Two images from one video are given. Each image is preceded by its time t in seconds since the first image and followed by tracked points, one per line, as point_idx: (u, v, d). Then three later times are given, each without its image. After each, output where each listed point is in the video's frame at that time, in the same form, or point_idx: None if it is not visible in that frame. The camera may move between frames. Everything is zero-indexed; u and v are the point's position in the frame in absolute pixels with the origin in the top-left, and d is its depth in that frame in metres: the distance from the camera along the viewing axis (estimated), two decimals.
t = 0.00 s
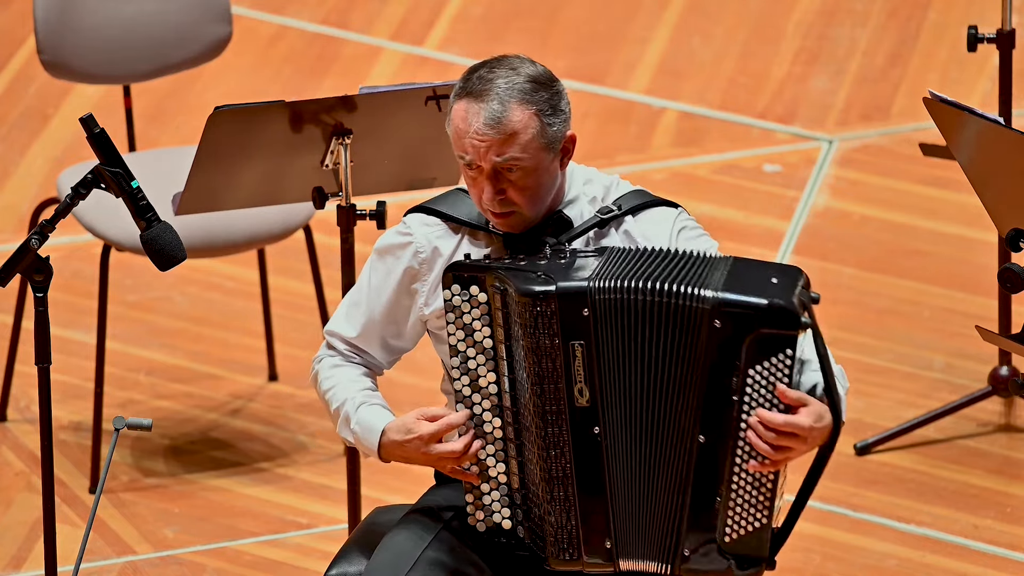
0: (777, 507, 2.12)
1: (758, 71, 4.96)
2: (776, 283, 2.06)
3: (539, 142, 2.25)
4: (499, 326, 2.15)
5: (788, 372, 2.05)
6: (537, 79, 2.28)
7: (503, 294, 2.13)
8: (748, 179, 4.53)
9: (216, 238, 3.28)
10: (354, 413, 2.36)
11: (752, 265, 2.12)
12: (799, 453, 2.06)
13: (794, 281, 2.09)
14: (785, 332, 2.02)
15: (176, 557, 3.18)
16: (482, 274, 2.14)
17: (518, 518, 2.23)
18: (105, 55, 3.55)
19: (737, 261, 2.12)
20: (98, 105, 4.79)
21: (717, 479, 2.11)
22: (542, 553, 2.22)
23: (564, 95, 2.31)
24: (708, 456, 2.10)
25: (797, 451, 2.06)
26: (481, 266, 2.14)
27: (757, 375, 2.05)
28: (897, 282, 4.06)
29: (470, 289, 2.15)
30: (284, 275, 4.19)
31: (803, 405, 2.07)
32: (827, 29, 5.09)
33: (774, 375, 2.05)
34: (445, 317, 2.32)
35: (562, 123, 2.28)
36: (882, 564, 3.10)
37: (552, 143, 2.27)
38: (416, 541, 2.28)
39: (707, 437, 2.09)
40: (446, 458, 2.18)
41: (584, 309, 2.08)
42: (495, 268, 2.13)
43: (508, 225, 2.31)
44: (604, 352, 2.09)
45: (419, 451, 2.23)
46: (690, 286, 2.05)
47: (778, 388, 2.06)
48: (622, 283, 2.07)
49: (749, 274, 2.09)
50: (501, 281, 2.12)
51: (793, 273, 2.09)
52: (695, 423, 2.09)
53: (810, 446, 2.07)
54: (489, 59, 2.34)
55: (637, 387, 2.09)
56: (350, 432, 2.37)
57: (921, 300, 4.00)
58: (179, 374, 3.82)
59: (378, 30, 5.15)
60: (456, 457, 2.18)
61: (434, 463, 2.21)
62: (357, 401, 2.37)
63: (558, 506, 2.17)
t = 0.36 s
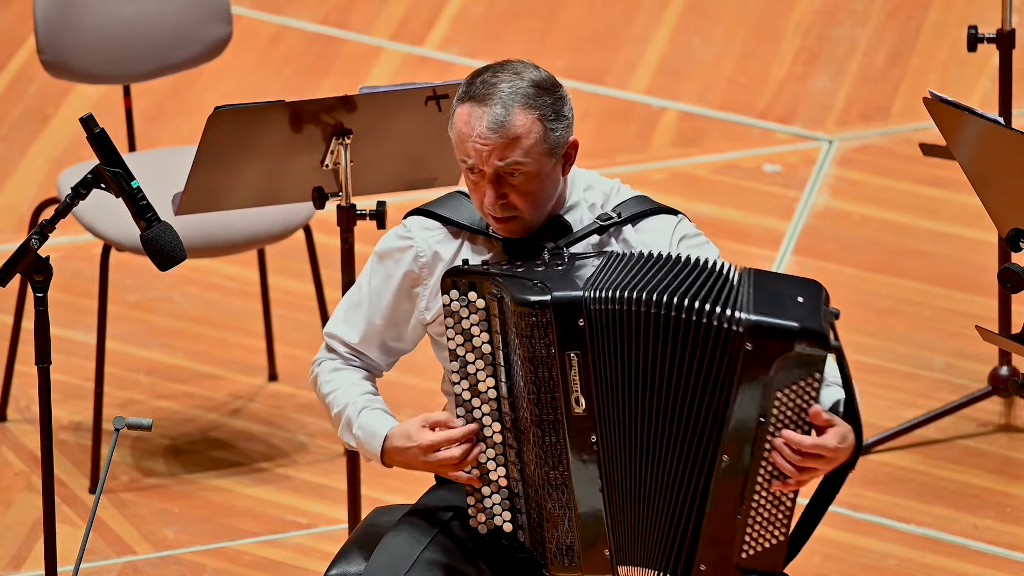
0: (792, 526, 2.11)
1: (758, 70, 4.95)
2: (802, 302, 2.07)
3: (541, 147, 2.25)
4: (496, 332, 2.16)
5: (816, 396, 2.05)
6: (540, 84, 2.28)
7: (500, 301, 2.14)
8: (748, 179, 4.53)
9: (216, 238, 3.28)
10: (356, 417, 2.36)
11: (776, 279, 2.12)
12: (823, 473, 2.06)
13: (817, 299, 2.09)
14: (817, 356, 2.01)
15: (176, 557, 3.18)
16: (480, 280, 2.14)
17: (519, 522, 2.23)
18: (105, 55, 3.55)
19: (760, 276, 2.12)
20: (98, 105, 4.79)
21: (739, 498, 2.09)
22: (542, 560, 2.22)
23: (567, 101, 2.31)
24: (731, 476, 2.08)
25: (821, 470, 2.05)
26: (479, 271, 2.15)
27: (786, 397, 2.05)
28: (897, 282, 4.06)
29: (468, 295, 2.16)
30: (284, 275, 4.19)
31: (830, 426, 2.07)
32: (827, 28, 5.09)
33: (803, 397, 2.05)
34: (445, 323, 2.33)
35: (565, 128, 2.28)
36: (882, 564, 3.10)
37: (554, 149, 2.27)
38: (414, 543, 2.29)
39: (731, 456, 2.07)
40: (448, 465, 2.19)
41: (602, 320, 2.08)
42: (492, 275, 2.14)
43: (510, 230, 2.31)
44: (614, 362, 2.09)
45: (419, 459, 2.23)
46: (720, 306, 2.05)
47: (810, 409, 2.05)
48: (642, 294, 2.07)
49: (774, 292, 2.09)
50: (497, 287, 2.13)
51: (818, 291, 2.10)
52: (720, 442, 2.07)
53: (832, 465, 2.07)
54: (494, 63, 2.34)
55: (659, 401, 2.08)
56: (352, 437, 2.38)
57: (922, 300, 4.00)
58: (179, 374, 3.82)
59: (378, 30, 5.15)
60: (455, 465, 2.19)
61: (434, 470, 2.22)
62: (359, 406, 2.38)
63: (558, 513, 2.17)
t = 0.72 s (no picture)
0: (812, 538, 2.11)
1: (758, 71, 4.95)
2: (832, 319, 2.05)
3: (536, 146, 2.26)
4: (491, 339, 2.16)
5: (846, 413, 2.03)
6: (535, 84, 2.30)
7: (494, 309, 2.14)
8: (748, 179, 4.53)
9: (217, 238, 3.28)
10: (354, 423, 2.37)
11: (801, 296, 2.11)
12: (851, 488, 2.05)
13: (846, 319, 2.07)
14: (855, 378, 1.99)
15: (176, 557, 3.18)
16: (473, 288, 2.15)
17: (520, 526, 2.24)
18: (105, 55, 3.55)
19: (787, 292, 2.11)
20: (98, 105, 4.79)
21: (764, 513, 2.07)
22: (543, 565, 2.22)
23: (562, 101, 2.32)
24: (758, 493, 2.06)
25: (849, 487, 2.04)
26: (473, 280, 2.15)
27: (819, 415, 2.02)
28: (897, 282, 4.06)
29: (462, 303, 2.16)
30: (284, 275, 4.19)
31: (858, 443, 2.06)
32: (827, 29, 5.08)
33: (834, 415, 2.03)
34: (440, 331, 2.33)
35: (560, 128, 2.29)
36: (882, 564, 3.10)
37: (549, 148, 2.27)
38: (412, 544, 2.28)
39: (759, 474, 2.05)
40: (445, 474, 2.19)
41: (622, 332, 2.07)
42: (486, 284, 2.14)
43: (504, 231, 2.31)
44: (625, 371, 2.09)
45: (419, 465, 2.23)
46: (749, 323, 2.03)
47: (843, 427, 2.04)
48: (661, 305, 2.06)
49: (802, 310, 2.08)
50: (491, 295, 2.13)
51: (846, 308, 2.09)
52: (750, 459, 2.05)
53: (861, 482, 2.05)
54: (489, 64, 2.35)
55: (685, 414, 2.07)
56: (350, 443, 2.39)
57: (922, 300, 4.00)
58: (179, 374, 3.82)
59: (378, 30, 5.15)
60: (454, 474, 2.19)
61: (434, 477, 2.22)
62: (357, 412, 2.39)
63: (560, 520, 2.17)
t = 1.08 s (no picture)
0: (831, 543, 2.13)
1: (758, 70, 4.95)
2: (854, 328, 2.08)
3: (522, 138, 2.26)
4: (485, 342, 2.15)
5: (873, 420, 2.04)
6: (519, 77, 2.30)
7: (487, 311, 2.13)
8: (748, 179, 4.53)
9: (217, 238, 3.28)
10: (353, 432, 2.37)
11: (820, 304, 2.13)
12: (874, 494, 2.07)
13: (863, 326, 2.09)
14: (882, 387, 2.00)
15: (176, 557, 3.18)
16: (466, 291, 2.14)
17: (519, 529, 2.21)
18: (105, 55, 3.55)
19: (807, 303, 2.13)
20: (98, 105, 4.79)
21: (787, 522, 2.08)
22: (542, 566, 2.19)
23: (546, 94, 2.32)
24: (782, 502, 2.07)
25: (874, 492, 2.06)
26: (465, 282, 2.14)
27: (845, 425, 2.03)
28: (897, 282, 4.06)
29: (455, 307, 2.15)
30: (284, 275, 4.19)
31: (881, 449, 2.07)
32: (827, 28, 5.08)
33: (860, 424, 2.04)
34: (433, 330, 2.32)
35: (545, 120, 2.29)
36: (882, 565, 3.10)
37: (535, 140, 2.28)
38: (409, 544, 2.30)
39: (786, 484, 2.05)
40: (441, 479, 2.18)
41: (635, 335, 2.07)
42: (478, 286, 2.13)
43: (493, 228, 2.31)
44: (631, 372, 2.08)
45: (414, 474, 2.22)
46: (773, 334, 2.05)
47: (868, 434, 2.05)
48: (669, 306, 2.07)
49: (819, 318, 2.09)
50: (484, 298, 2.12)
51: (866, 317, 2.11)
52: (776, 470, 2.05)
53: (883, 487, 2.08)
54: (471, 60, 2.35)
55: (706, 422, 2.07)
56: (349, 452, 2.39)
57: (922, 300, 4.00)
58: (179, 374, 3.82)
59: (378, 30, 5.14)
60: (450, 478, 2.18)
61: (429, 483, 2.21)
62: (355, 420, 2.38)
63: (558, 519, 2.14)
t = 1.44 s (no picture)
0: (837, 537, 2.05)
1: (759, 70, 4.95)
2: (846, 319, 2.02)
3: (486, 140, 2.24)
4: (466, 341, 2.11)
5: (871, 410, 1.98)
6: (479, 82, 2.30)
7: (466, 309, 2.10)
8: (748, 179, 4.53)
9: (217, 239, 3.28)
10: (325, 435, 2.37)
11: (811, 296, 2.07)
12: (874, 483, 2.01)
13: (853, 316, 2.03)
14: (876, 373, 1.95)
15: (176, 557, 3.18)
16: (445, 290, 2.10)
17: (507, 528, 2.17)
18: (105, 56, 3.55)
19: (793, 294, 2.07)
20: (98, 104, 4.79)
21: (791, 520, 2.00)
22: (527, 562, 2.17)
23: (509, 95, 2.32)
24: (784, 500, 1.99)
25: (871, 480, 1.99)
26: (445, 280, 2.11)
27: (844, 417, 1.97)
28: (897, 282, 4.06)
29: (434, 306, 2.11)
30: (284, 275, 4.19)
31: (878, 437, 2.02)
32: (827, 28, 5.08)
33: (858, 415, 1.97)
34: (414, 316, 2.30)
35: (509, 119, 2.27)
36: (882, 565, 3.10)
37: (500, 140, 2.25)
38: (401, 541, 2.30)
39: (788, 481, 1.98)
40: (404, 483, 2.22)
41: (616, 330, 2.04)
42: (458, 284, 2.10)
43: (471, 229, 2.30)
44: (609, 366, 2.05)
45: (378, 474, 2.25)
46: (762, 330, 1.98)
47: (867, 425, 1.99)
48: (649, 297, 2.03)
49: (807, 309, 2.03)
50: (463, 295, 2.09)
51: (855, 309, 2.05)
52: (776, 467, 1.98)
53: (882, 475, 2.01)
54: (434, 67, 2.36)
55: (696, 420, 2.01)
56: (321, 454, 2.38)
57: (922, 300, 4.00)
58: (179, 374, 3.82)
59: (378, 29, 5.14)
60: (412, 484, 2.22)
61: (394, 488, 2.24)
62: (331, 421, 2.39)
63: (538, 514, 2.13)
